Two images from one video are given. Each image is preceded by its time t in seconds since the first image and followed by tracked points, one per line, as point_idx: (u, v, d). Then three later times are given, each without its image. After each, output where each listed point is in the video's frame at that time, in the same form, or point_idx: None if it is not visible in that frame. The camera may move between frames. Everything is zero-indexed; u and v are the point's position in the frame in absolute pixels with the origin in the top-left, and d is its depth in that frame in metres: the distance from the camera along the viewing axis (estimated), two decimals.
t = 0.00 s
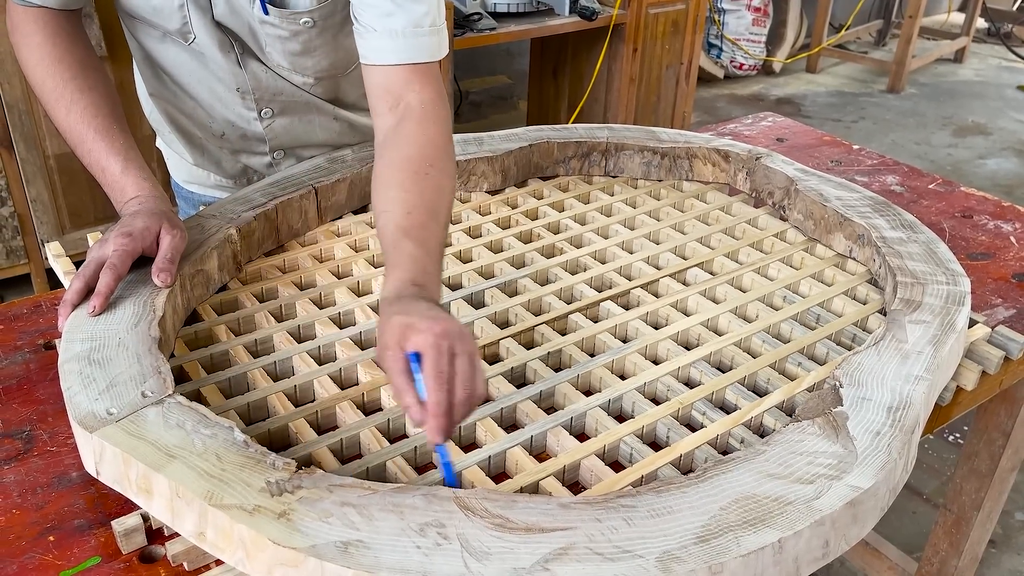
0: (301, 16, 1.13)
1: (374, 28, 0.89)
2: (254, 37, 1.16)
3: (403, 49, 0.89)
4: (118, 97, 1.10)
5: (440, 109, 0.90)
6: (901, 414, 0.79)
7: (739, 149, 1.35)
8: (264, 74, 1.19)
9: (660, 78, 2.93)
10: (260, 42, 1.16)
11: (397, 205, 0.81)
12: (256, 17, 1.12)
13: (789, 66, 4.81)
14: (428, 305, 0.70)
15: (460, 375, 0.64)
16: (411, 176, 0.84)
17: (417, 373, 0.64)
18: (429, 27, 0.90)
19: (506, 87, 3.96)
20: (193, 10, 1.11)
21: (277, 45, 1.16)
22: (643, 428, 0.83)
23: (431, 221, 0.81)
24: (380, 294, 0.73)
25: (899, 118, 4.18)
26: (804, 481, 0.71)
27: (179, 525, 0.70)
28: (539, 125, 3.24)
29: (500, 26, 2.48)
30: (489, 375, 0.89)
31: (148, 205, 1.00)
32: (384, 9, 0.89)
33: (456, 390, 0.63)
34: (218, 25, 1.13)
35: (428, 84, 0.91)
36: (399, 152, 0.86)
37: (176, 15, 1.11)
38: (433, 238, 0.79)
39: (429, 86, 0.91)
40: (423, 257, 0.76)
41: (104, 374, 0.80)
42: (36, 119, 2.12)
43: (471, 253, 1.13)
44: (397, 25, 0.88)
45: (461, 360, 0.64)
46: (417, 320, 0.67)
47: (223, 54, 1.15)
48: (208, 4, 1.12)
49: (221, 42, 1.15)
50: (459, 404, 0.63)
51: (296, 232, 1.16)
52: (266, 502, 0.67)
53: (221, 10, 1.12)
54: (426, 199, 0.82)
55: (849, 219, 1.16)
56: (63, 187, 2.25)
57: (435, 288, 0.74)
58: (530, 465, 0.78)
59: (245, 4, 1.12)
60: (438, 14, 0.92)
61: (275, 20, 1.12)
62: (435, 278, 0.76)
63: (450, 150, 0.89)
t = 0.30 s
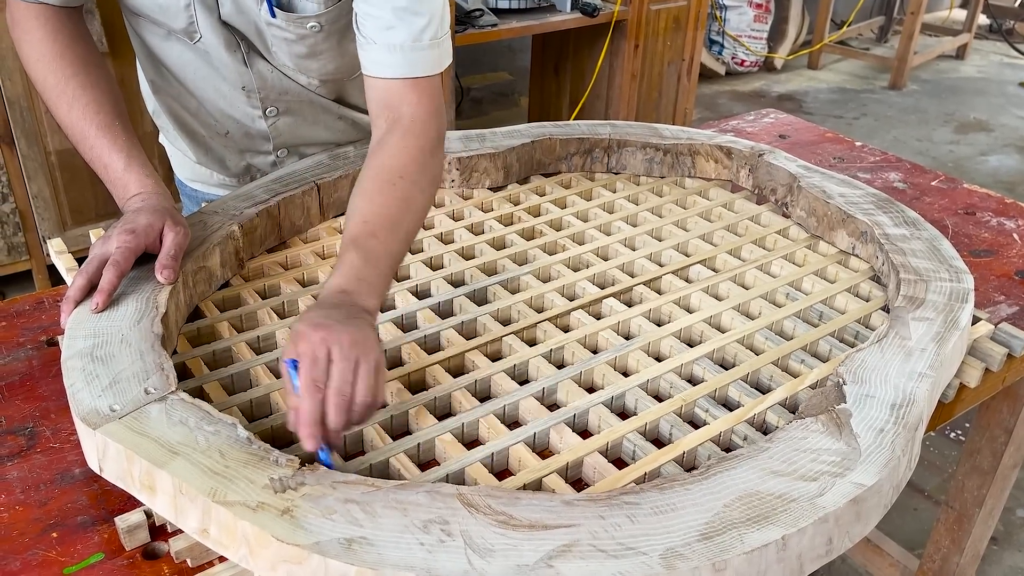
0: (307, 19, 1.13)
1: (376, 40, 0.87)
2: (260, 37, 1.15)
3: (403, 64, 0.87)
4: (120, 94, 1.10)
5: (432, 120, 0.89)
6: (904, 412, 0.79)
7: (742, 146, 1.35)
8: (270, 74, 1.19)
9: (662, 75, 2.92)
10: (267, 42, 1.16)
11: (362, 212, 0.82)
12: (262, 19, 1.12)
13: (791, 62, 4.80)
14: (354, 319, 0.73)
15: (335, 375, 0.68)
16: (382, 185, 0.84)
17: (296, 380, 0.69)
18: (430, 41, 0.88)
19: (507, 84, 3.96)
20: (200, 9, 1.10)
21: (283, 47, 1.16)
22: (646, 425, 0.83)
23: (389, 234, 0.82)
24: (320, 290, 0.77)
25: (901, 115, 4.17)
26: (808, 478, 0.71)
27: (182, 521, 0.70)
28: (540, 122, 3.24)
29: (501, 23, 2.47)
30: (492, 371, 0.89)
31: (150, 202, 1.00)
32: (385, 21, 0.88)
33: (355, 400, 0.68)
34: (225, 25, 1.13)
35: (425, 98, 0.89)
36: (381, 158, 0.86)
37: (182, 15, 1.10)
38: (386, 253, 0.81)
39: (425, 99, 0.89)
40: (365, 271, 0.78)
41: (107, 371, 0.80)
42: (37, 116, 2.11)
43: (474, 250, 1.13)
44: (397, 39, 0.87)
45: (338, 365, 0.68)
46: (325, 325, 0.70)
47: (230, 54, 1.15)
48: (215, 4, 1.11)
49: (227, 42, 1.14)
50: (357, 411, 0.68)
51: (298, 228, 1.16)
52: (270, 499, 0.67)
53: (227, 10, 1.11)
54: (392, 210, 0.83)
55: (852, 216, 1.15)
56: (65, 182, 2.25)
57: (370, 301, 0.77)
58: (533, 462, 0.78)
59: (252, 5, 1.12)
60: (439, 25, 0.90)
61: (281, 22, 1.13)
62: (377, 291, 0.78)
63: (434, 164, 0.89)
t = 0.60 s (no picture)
0: (309, 19, 1.13)
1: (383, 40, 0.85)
2: (263, 32, 1.16)
3: (412, 63, 0.85)
4: (123, 88, 1.10)
5: (444, 119, 0.86)
6: (904, 405, 0.79)
7: (743, 140, 1.35)
8: (272, 68, 1.19)
9: (663, 70, 2.92)
10: (269, 37, 1.16)
11: (379, 219, 0.80)
12: (266, 15, 1.12)
13: (792, 58, 4.79)
14: (388, 319, 0.71)
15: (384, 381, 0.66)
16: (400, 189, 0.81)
17: (340, 386, 0.68)
18: (437, 38, 0.85)
19: (508, 79, 3.95)
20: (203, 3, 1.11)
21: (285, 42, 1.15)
22: (646, 418, 0.83)
23: (412, 237, 0.79)
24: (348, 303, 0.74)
25: (902, 110, 4.16)
26: (807, 471, 0.71)
27: (184, 514, 0.70)
28: (541, 117, 3.23)
29: (502, 18, 2.47)
30: (492, 365, 0.89)
31: (152, 196, 1.01)
32: (392, 18, 0.85)
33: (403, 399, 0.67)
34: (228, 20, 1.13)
35: (434, 98, 0.86)
36: (393, 163, 0.83)
37: (186, 8, 1.12)
38: (410, 254, 0.78)
39: (435, 97, 0.86)
40: (394, 274, 0.76)
41: (109, 364, 0.80)
42: (38, 111, 2.11)
43: (475, 245, 1.13)
44: (405, 36, 0.84)
45: (384, 366, 0.67)
46: (357, 332, 0.69)
47: (232, 48, 1.15)
48: None
49: (230, 36, 1.15)
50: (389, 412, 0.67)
51: (299, 223, 1.16)
52: (271, 491, 0.67)
53: (231, 4, 1.12)
54: (412, 213, 0.80)
55: (852, 210, 1.16)
56: (66, 177, 2.25)
57: (402, 301, 0.75)
58: (533, 455, 0.78)
59: None
60: (448, 21, 0.87)
61: (285, 19, 1.12)
62: (405, 292, 0.76)
63: (447, 163, 0.85)
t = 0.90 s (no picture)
0: None
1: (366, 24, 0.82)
2: (259, 17, 1.15)
3: (397, 47, 0.82)
4: (121, 80, 1.09)
5: (422, 99, 0.84)
6: (902, 396, 0.79)
7: (742, 133, 1.34)
8: (269, 54, 1.19)
9: (663, 64, 2.91)
10: (265, 22, 1.16)
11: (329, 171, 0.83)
12: None
13: (793, 51, 4.78)
14: (287, 273, 0.77)
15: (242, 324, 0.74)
16: (355, 151, 0.83)
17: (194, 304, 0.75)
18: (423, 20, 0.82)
19: (509, 73, 3.94)
20: None
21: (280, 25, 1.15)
22: (645, 410, 0.83)
23: (350, 202, 0.82)
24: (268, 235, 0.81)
25: (904, 104, 4.15)
26: (805, 462, 0.71)
27: (180, 505, 0.70)
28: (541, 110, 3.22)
29: (502, 11, 2.46)
30: (490, 357, 0.89)
31: (149, 188, 1.00)
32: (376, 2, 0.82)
33: (242, 338, 0.74)
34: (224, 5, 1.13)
35: (418, 79, 0.83)
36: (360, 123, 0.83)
37: None
38: (338, 218, 0.82)
39: (417, 77, 0.83)
40: (314, 228, 0.80)
41: (106, 355, 0.80)
42: (38, 105, 2.11)
43: (473, 237, 1.13)
44: (388, 20, 0.81)
45: (236, 306, 0.74)
46: (266, 290, 0.75)
47: (229, 34, 1.14)
48: None
49: (226, 21, 1.14)
50: (241, 350, 0.75)
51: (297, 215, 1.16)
52: (267, 482, 0.67)
53: None
54: (358, 177, 0.82)
55: (852, 202, 1.15)
56: (65, 171, 2.25)
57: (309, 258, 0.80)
58: (530, 446, 0.78)
59: None
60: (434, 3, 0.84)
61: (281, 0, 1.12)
62: (320, 249, 0.81)
63: (415, 139, 0.85)
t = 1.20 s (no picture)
0: None
1: None
2: None
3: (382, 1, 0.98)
4: (127, 73, 1.09)
5: (407, 56, 1.01)
6: (905, 392, 0.79)
7: (744, 128, 1.34)
8: (274, 31, 1.19)
9: (665, 59, 2.91)
10: None
11: (321, 120, 1.00)
12: None
13: (795, 46, 4.77)
14: (277, 210, 0.94)
15: (227, 251, 0.89)
16: (348, 101, 1.00)
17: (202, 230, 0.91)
18: None
19: (510, 68, 3.94)
20: None
21: None
22: (647, 406, 0.82)
23: (336, 149, 1.00)
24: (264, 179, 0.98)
25: (907, 99, 4.14)
26: (808, 458, 0.71)
27: (182, 501, 0.70)
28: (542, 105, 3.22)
29: (503, 6, 2.46)
30: (491, 352, 0.89)
31: (150, 183, 1.00)
32: None
33: (232, 268, 0.90)
34: None
35: (406, 38, 1.01)
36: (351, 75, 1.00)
37: None
38: (325, 164, 1.00)
39: (403, 36, 1.00)
40: (304, 172, 0.99)
41: (107, 351, 0.80)
42: (39, 102, 2.11)
43: (475, 232, 1.13)
44: None
45: (235, 240, 0.89)
46: (264, 229, 0.91)
47: (234, 10, 1.15)
48: None
49: None
50: (231, 277, 0.90)
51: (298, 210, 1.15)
52: (269, 478, 0.67)
53: None
54: (345, 124, 1.00)
55: (854, 198, 1.15)
56: (66, 167, 2.24)
57: (299, 200, 0.98)
58: (533, 443, 0.78)
59: None
60: None
61: None
62: (309, 189, 0.99)
63: (399, 88, 1.02)
